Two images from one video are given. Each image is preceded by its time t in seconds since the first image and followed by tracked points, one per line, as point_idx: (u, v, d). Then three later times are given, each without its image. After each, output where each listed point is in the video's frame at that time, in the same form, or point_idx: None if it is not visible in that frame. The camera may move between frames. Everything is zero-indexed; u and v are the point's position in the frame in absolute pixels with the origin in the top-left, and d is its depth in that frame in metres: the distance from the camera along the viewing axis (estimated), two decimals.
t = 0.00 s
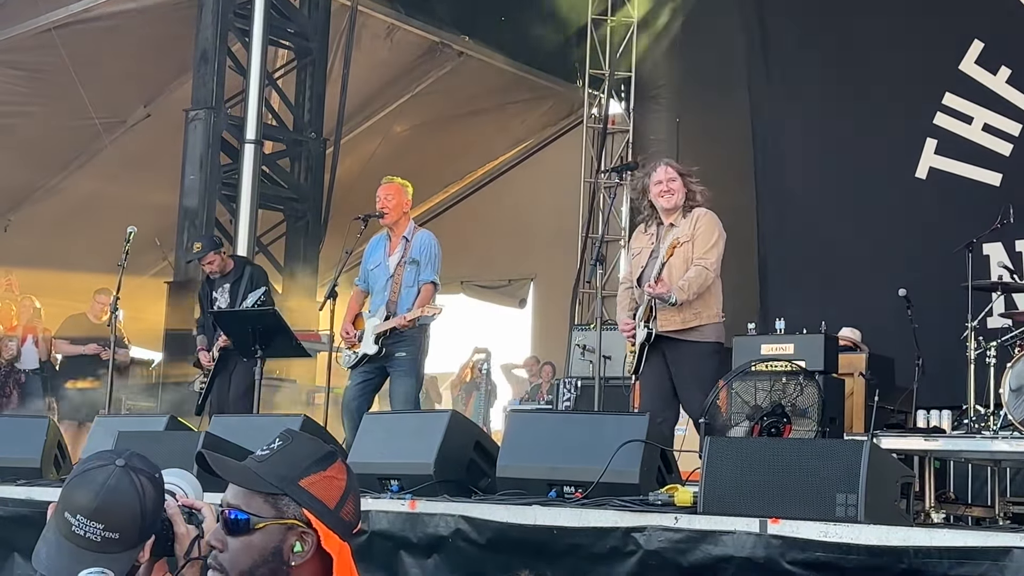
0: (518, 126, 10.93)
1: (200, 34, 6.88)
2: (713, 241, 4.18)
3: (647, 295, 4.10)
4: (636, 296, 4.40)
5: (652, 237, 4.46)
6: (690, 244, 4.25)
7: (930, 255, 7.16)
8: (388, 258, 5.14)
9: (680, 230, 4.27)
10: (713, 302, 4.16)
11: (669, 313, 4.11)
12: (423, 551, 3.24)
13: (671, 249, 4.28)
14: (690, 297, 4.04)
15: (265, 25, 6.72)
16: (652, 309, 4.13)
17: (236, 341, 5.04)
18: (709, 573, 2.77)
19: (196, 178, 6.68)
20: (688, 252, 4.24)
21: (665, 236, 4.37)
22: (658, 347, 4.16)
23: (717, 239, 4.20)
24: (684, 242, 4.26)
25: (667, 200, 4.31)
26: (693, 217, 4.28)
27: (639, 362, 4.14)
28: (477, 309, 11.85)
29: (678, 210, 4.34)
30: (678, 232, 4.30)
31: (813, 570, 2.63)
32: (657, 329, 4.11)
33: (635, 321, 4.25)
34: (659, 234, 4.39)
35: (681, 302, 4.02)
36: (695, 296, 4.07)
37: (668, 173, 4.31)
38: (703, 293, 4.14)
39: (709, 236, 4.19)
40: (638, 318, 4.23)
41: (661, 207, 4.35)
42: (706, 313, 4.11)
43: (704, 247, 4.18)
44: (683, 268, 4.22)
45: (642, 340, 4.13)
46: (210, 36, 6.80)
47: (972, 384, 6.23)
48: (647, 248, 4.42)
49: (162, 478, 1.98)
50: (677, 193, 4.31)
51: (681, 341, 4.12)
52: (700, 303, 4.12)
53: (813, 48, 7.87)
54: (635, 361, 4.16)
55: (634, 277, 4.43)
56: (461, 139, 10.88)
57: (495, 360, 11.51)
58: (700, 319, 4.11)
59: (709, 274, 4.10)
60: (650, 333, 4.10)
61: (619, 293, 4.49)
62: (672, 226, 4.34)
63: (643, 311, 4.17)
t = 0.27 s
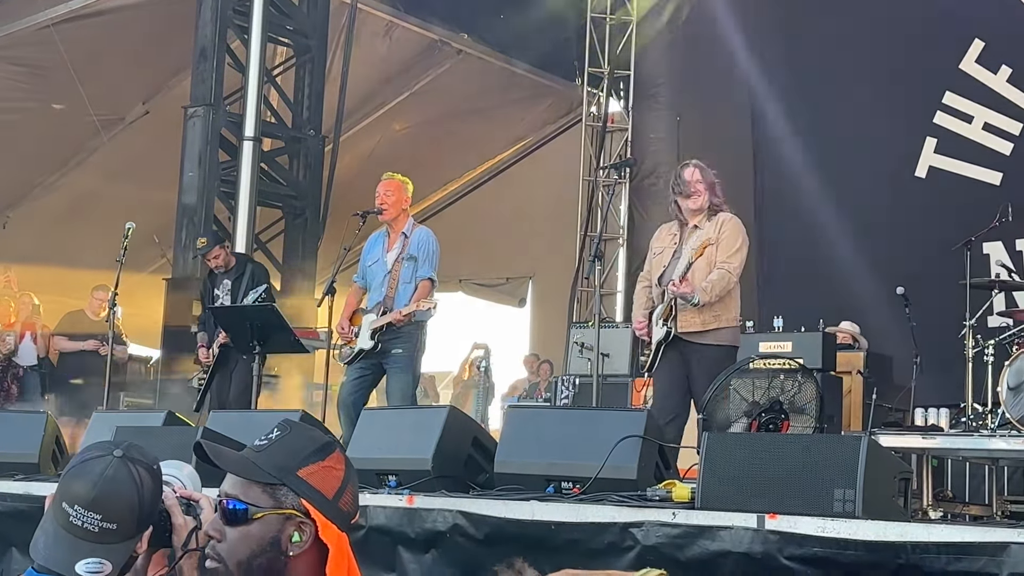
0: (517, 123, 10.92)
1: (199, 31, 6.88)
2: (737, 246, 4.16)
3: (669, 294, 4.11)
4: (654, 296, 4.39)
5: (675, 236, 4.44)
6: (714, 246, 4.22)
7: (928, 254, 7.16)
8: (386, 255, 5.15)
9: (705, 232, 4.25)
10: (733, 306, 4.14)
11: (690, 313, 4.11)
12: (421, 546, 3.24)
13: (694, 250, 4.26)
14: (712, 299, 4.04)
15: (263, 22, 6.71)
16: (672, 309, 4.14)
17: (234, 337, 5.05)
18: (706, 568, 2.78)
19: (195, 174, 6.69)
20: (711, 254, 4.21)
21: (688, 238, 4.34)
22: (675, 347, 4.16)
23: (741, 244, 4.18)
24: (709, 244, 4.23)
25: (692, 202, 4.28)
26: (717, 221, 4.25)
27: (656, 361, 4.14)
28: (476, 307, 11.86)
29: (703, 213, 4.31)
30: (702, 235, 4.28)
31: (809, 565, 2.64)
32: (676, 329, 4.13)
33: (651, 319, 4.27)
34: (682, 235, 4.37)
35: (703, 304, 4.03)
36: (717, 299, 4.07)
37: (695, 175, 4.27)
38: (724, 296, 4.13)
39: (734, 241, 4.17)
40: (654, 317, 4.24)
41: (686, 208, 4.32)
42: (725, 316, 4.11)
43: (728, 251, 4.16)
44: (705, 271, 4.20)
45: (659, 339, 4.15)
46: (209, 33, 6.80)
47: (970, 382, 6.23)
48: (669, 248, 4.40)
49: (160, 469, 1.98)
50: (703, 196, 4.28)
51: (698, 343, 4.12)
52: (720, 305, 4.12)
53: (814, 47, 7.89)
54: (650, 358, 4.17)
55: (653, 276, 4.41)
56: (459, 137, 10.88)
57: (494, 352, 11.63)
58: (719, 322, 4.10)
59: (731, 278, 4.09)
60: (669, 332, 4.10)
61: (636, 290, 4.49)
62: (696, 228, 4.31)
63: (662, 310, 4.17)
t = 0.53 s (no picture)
0: (515, 121, 10.92)
1: (197, 27, 6.87)
2: (760, 259, 4.28)
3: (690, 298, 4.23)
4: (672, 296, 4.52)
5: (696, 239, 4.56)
6: (736, 253, 4.34)
7: (926, 252, 7.17)
8: (383, 252, 5.15)
9: (730, 240, 4.36)
10: (750, 315, 4.27)
11: (707, 317, 4.25)
12: (418, 543, 3.25)
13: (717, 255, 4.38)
14: (733, 307, 4.17)
15: (261, 18, 6.70)
16: (690, 312, 4.27)
17: (231, 335, 5.05)
18: (703, 564, 2.79)
19: (192, 171, 6.69)
20: (732, 261, 4.34)
21: (711, 242, 4.44)
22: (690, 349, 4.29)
23: (765, 256, 4.29)
24: (731, 251, 4.35)
25: (716, 207, 4.38)
26: (743, 230, 4.35)
27: (668, 360, 4.29)
28: (473, 304, 11.86)
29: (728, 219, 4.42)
30: (725, 242, 4.39)
31: (806, 562, 2.66)
32: (692, 331, 4.25)
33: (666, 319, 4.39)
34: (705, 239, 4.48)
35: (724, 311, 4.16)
36: (737, 307, 4.20)
37: (719, 180, 4.36)
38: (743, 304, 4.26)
39: (758, 250, 4.29)
40: (670, 317, 4.36)
41: (710, 213, 4.43)
42: (742, 324, 4.25)
43: (750, 261, 4.28)
44: (726, 278, 4.33)
45: (674, 339, 4.26)
46: (207, 29, 6.79)
47: (967, 380, 6.24)
48: (690, 249, 4.52)
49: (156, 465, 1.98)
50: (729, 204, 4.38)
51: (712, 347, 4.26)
52: (738, 313, 4.25)
53: (813, 46, 7.90)
54: (663, 356, 4.29)
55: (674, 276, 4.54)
56: (457, 134, 10.86)
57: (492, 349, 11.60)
58: (735, 330, 4.24)
59: (752, 288, 4.22)
60: (687, 335, 4.23)
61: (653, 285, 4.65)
62: (720, 233, 4.42)
63: (680, 312, 4.29)
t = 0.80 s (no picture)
0: (510, 120, 10.93)
1: (191, 26, 6.86)
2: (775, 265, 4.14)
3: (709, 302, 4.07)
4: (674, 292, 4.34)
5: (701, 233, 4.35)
6: (748, 258, 4.19)
7: (920, 252, 7.18)
8: (377, 252, 5.15)
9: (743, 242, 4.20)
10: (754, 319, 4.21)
11: (716, 320, 4.11)
12: (412, 542, 3.25)
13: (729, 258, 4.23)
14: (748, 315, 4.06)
15: (256, 17, 6.70)
16: (701, 312, 4.12)
17: (227, 334, 5.07)
18: (697, 565, 2.78)
19: (187, 170, 6.70)
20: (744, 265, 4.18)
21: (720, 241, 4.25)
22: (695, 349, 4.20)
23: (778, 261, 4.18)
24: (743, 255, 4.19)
25: (726, 207, 4.18)
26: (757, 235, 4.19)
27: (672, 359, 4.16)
28: (468, 304, 11.88)
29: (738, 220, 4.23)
30: (737, 242, 4.23)
31: (800, 563, 2.64)
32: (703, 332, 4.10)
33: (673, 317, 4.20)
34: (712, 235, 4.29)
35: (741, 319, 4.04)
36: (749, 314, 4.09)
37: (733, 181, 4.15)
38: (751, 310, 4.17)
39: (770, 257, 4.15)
40: (678, 315, 4.18)
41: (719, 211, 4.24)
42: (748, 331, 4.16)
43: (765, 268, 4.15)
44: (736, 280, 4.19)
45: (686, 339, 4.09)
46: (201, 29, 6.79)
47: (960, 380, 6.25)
48: (699, 245, 4.30)
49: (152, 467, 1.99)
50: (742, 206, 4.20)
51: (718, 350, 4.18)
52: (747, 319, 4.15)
53: (808, 47, 7.91)
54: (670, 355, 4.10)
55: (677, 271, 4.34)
56: (452, 133, 10.89)
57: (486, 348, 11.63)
58: (743, 333, 4.17)
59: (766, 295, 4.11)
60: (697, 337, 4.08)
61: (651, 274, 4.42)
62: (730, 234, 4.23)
63: (690, 312, 4.13)
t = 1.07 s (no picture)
0: (504, 119, 10.92)
1: (184, 25, 6.85)
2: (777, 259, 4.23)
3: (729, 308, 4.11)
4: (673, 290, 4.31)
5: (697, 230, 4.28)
6: (753, 256, 4.20)
7: (912, 251, 7.20)
8: (367, 247, 5.15)
9: (747, 241, 4.21)
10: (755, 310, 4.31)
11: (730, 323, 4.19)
12: (404, 541, 3.25)
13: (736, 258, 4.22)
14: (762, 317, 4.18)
15: (249, 16, 6.69)
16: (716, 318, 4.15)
17: (219, 332, 5.08)
18: (688, 563, 2.79)
19: (180, 169, 6.70)
20: (749, 264, 4.21)
21: (721, 240, 4.24)
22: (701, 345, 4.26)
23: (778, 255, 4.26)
24: (749, 254, 4.20)
25: (723, 202, 4.21)
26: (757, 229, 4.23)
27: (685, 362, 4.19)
28: (461, 303, 11.87)
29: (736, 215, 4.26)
30: (739, 240, 4.23)
31: (791, 561, 2.64)
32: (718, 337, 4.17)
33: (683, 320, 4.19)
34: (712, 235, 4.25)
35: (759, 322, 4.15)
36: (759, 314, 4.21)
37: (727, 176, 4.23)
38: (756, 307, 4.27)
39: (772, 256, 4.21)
40: (689, 320, 4.18)
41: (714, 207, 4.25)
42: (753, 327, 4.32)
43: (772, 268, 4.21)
44: (741, 279, 4.22)
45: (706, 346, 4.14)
46: (195, 27, 6.79)
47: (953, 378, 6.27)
48: (700, 245, 4.26)
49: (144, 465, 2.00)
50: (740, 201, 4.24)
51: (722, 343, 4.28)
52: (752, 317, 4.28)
53: (801, 46, 7.93)
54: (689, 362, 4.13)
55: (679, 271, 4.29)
56: (445, 131, 10.88)
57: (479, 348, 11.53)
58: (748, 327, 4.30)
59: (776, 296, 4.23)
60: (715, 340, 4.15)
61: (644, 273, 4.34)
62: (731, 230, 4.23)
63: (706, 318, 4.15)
